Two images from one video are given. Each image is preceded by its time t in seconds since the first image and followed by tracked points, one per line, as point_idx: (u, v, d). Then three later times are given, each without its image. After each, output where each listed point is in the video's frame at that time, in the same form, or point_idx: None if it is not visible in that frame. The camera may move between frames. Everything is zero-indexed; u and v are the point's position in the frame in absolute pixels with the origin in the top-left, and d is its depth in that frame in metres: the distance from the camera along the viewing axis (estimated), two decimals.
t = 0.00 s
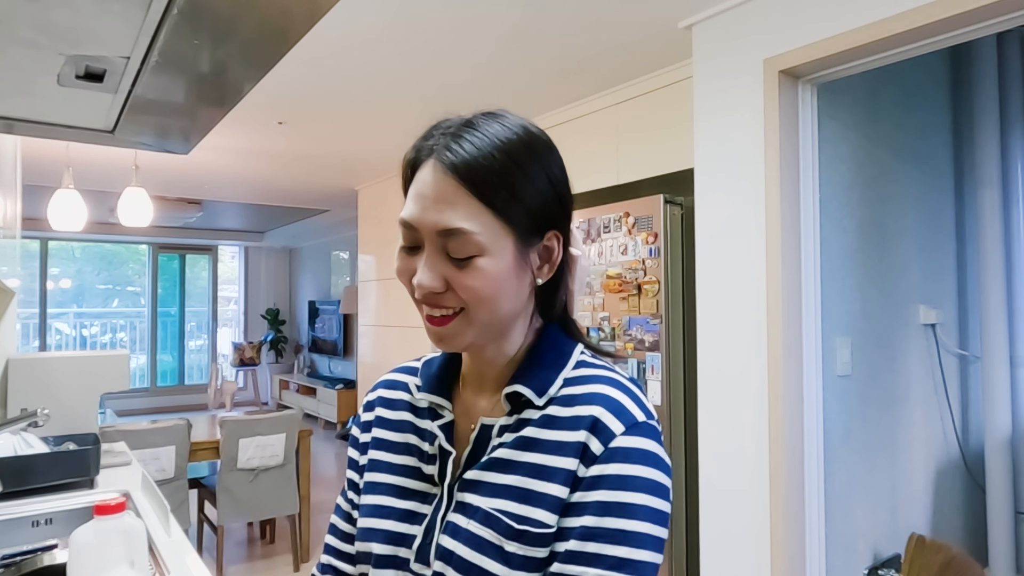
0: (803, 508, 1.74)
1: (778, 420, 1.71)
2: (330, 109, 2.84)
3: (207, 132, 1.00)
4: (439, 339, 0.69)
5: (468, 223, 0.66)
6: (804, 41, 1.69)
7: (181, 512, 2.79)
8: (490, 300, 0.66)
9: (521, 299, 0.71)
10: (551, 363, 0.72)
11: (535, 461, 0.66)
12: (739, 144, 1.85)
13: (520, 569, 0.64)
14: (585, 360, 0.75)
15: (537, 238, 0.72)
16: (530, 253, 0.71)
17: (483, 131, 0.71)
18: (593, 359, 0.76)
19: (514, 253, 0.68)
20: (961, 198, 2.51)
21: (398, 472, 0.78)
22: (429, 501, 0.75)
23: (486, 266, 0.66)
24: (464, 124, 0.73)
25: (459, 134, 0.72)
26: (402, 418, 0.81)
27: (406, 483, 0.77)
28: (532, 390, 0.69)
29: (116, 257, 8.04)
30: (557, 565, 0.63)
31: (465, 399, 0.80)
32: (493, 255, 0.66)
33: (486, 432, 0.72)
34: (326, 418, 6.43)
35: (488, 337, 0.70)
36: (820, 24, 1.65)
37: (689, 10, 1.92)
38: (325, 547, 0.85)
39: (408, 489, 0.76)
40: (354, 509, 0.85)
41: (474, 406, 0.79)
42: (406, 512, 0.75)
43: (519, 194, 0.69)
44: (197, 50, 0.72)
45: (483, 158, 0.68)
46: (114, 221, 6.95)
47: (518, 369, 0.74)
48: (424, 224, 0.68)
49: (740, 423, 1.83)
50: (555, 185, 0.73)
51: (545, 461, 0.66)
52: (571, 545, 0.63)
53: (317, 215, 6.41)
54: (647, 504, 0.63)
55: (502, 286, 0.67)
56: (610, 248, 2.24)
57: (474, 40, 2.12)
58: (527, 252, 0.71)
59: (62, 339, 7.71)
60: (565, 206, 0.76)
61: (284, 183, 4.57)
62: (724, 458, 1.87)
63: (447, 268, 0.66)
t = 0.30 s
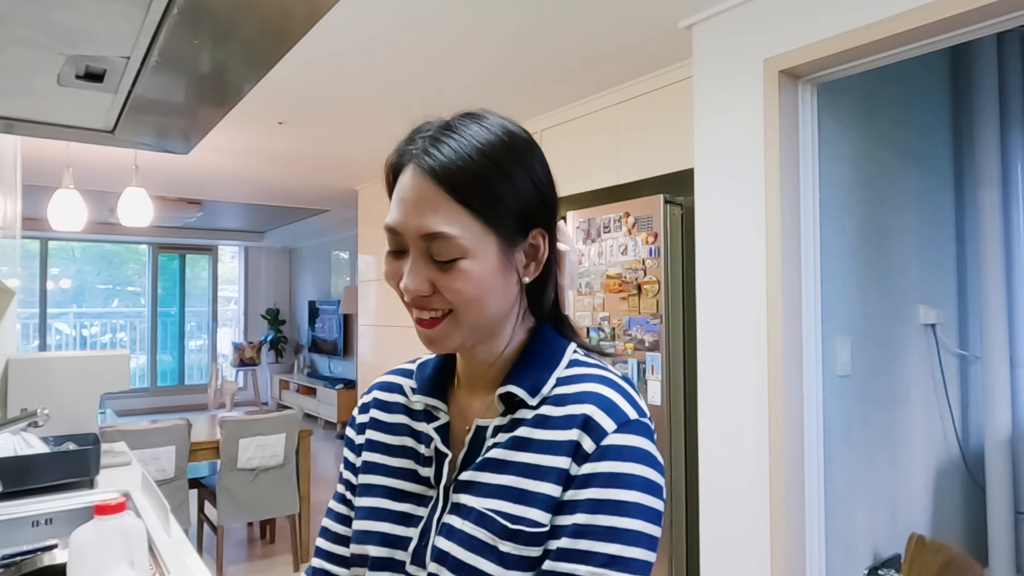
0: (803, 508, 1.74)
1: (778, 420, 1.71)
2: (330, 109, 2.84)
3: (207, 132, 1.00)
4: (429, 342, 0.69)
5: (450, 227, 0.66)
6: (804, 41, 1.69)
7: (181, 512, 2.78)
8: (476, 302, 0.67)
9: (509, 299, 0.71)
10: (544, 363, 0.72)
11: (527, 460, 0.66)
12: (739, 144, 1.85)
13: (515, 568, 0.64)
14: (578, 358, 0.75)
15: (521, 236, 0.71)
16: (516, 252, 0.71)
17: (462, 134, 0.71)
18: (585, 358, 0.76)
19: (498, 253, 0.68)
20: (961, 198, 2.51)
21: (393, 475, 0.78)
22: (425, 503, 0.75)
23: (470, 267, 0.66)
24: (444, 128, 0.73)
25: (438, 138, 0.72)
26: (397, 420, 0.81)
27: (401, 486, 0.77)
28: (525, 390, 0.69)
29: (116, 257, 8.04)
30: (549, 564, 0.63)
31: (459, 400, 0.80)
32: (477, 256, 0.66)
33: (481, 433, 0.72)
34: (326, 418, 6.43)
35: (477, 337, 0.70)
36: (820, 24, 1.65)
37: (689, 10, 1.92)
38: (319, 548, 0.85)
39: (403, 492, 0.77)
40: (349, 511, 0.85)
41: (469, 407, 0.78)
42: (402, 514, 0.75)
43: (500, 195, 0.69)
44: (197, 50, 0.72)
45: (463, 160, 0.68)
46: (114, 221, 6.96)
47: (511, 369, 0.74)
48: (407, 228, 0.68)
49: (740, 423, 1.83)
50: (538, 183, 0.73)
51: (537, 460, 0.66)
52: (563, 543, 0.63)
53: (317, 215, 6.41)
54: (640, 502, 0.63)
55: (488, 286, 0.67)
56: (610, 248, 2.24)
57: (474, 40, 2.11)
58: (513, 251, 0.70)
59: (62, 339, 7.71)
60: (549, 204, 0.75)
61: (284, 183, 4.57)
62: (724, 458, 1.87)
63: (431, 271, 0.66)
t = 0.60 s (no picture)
0: (803, 508, 1.74)
1: (778, 420, 1.71)
2: (330, 109, 2.84)
3: (207, 132, 1.00)
4: (428, 349, 0.70)
5: (441, 231, 0.66)
6: (804, 41, 1.69)
7: (182, 512, 2.78)
8: (471, 305, 0.67)
9: (505, 300, 0.71)
10: (545, 363, 0.72)
11: (531, 461, 0.66)
12: (739, 144, 1.85)
13: (519, 569, 0.64)
14: (578, 358, 0.75)
15: (515, 235, 0.71)
16: (510, 253, 0.71)
17: (450, 137, 0.70)
18: (586, 358, 0.76)
19: (492, 257, 0.69)
20: (961, 198, 2.51)
21: (394, 475, 0.78)
22: (425, 504, 0.75)
23: (465, 274, 0.66)
24: (431, 131, 0.73)
25: (425, 142, 0.71)
26: (397, 420, 0.81)
27: (401, 486, 0.77)
28: (526, 391, 0.69)
29: (116, 257, 8.03)
30: (554, 565, 0.63)
31: (460, 400, 0.80)
32: (470, 259, 0.67)
33: (483, 433, 0.72)
34: (326, 418, 6.43)
35: (476, 341, 0.71)
36: (821, 24, 1.65)
37: (689, 10, 1.92)
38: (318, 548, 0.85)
39: (403, 492, 0.77)
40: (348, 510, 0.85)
41: (470, 408, 0.78)
42: (402, 515, 0.76)
43: (490, 196, 0.68)
44: (197, 50, 0.72)
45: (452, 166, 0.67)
46: (113, 221, 6.96)
47: (513, 369, 0.74)
48: (401, 236, 0.68)
49: (740, 423, 1.83)
50: (528, 182, 0.72)
51: (541, 461, 0.66)
52: (568, 545, 0.63)
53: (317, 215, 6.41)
54: (644, 502, 0.63)
55: (483, 292, 0.67)
56: (609, 247, 2.24)
57: (474, 40, 2.11)
58: (506, 252, 0.70)
59: (62, 339, 7.71)
60: (542, 202, 0.75)
61: (284, 183, 4.57)
62: (724, 458, 1.87)
63: (427, 279, 0.67)
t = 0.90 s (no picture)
0: (803, 508, 1.74)
1: (778, 420, 1.71)
2: (330, 109, 2.84)
3: (207, 132, 1.00)
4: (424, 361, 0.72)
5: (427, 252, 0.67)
6: (804, 41, 1.69)
7: (182, 513, 2.78)
8: (461, 322, 0.68)
9: (497, 314, 0.71)
10: (554, 367, 0.72)
11: (537, 462, 0.66)
12: (740, 144, 1.85)
13: (524, 570, 0.64)
14: (587, 362, 0.75)
15: (507, 247, 0.70)
16: (502, 268, 0.71)
17: (433, 154, 0.69)
18: (595, 362, 0.76)
19: (481, 275, 0.68)
20: (961, 197, 2.51)
21: (401, 473, 0.78)
22: (431, 503, 0.75)
23: (453, 293, 0.67)
24: (416, 147, 0.71)
25: (410, 160, 0.70)
26: (406, 418, 0.81)
27: (408, 483, 0.77)
28: (535, 396, 0.69)
29: (116, 257, 8.03)
30: (559, 567, 0.63)
31: (467, 400, 0.80)
32: (457, 277, 0.67)
33: (491, 436, 0.72)
34: (326, 418, 6.43)
35: (471, 354, 0.72)
36: (821, 24, 1.65)
37: (689, 10, 1.92)
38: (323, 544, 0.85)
39: (410, 490, 0.77)
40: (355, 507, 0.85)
41: (478, 409, 0.78)
42: (407, 512, 0.76)
43: (475, 214, 0.67)
44: (197, 50, 0.72)
45: (438, 186, 0.67)
46: (113, 221, 6.96)
47: (520, 373, 0.74)
48: (393, 253, 0.69)
49: (740, 423, 1.83)
50: (517, 193, 0.70)
51: (547, 463, 0.66)
52: (574, 547, 0.63)
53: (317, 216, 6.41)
54: (651, 508, 0.63)
55: (473, 310, 0.68)
56: (610, 247, 2.24)
57: (474, 40, 2.11)
58: (497, 264, 0.70)
59: (62, 339, 7.71)
60: (536, 211, 0.73)
61: (284, 183, 4.57)
62: (724, 458, 1.87)
63: (417, 298, 0.68)
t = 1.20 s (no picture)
0: (803, 508, 1.74)
1: (777, 420, 1.71)
2: (330, 109, 2.84)
3: (207, 132, 1.00)
4: (426, 356, 0.72)
5: (430, 248, 0.67)
6: (804, 40, 1.69)
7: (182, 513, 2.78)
8: (465, 319, 0.68)
9: (500, 312, 0.71)
10: (554, 366, 0.72)
11: (537, 461, 0.66)
12: (740, 144, 1.85)
13: (525, 570, 0.64)
14: (587, 361, 0.75)
15: (510, 244, 0.70)
16: (504, 265, 0.70)
17: (438, 149, 0.69)
18: (595, 360, 0.76)
19: (484, 271, 0.68)
20: (961, 197, 2.51)
21: (400, 473, 0.78)
22: (430, 502, 0.75)
23: (456, 289, 0.67)
24: (421, 142, 0.71)
25: (415, 154, 0.70)
26: (405, 418, 0.81)
27: (407, 483, 0.77)
28: (535, 395, 0.69)
29: (116, 257, 8.03)
30: (561, 566, 0.63)
31: (468, 400, 0.80)
32: (461, 273, 0.67)
33: (490, 436, 0.72)
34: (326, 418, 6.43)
35: (474, 351, 0.72)
36: (821, 24, 1.65)
37: (688, 10, 1.92)
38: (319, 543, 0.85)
39: (409, 490, 0.77)
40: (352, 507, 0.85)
41: (478, 408, 0.78)
42: (406, 512, 0.76)
43: (479, 210, 0.67)
44: (197, 50, 0.72)
45: (443, 180, 0.67)
46: (113, 221, 6.95)
47: (520, 372, 0.74)
48: (396, 249, 0.69)
49: (740, 423, 1.83)
50: (521, 191, 0.70)
51: (547, 462, 0.66)
52: (574, 546, 0.63)
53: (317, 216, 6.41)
54: (652, 506, 0.63)
55: (475, 306, 0.68)
56: (609, 247, 2.24)
57: (474, 40, 2.11)
58: (500, 262, 0.70)
59: (62, 339, 7.71)
60: (538, 209, 0.73)
61: (284, 183, 4.57)
62: (724, 458, 1.87)
63: (420, 293, 0.68)
